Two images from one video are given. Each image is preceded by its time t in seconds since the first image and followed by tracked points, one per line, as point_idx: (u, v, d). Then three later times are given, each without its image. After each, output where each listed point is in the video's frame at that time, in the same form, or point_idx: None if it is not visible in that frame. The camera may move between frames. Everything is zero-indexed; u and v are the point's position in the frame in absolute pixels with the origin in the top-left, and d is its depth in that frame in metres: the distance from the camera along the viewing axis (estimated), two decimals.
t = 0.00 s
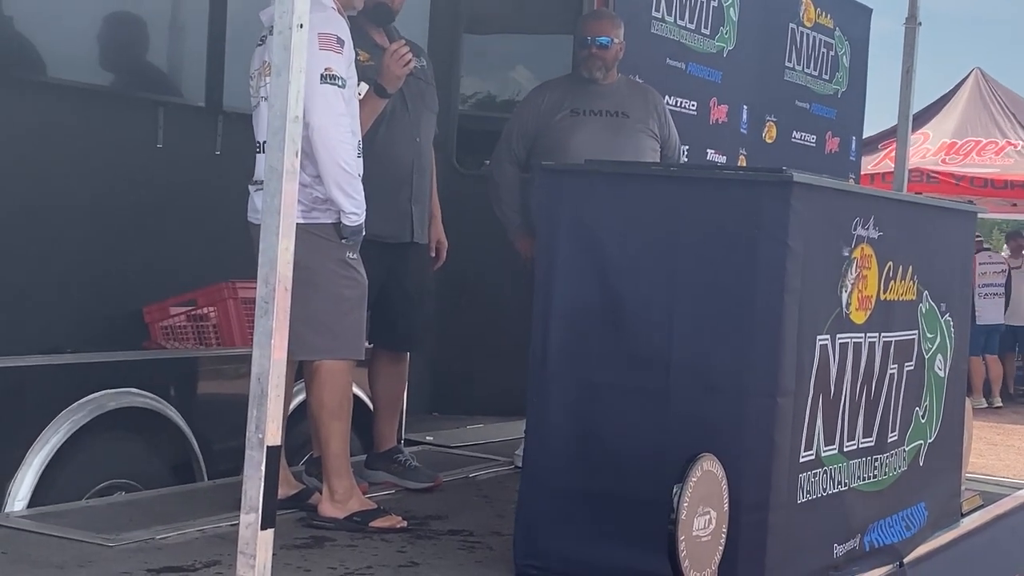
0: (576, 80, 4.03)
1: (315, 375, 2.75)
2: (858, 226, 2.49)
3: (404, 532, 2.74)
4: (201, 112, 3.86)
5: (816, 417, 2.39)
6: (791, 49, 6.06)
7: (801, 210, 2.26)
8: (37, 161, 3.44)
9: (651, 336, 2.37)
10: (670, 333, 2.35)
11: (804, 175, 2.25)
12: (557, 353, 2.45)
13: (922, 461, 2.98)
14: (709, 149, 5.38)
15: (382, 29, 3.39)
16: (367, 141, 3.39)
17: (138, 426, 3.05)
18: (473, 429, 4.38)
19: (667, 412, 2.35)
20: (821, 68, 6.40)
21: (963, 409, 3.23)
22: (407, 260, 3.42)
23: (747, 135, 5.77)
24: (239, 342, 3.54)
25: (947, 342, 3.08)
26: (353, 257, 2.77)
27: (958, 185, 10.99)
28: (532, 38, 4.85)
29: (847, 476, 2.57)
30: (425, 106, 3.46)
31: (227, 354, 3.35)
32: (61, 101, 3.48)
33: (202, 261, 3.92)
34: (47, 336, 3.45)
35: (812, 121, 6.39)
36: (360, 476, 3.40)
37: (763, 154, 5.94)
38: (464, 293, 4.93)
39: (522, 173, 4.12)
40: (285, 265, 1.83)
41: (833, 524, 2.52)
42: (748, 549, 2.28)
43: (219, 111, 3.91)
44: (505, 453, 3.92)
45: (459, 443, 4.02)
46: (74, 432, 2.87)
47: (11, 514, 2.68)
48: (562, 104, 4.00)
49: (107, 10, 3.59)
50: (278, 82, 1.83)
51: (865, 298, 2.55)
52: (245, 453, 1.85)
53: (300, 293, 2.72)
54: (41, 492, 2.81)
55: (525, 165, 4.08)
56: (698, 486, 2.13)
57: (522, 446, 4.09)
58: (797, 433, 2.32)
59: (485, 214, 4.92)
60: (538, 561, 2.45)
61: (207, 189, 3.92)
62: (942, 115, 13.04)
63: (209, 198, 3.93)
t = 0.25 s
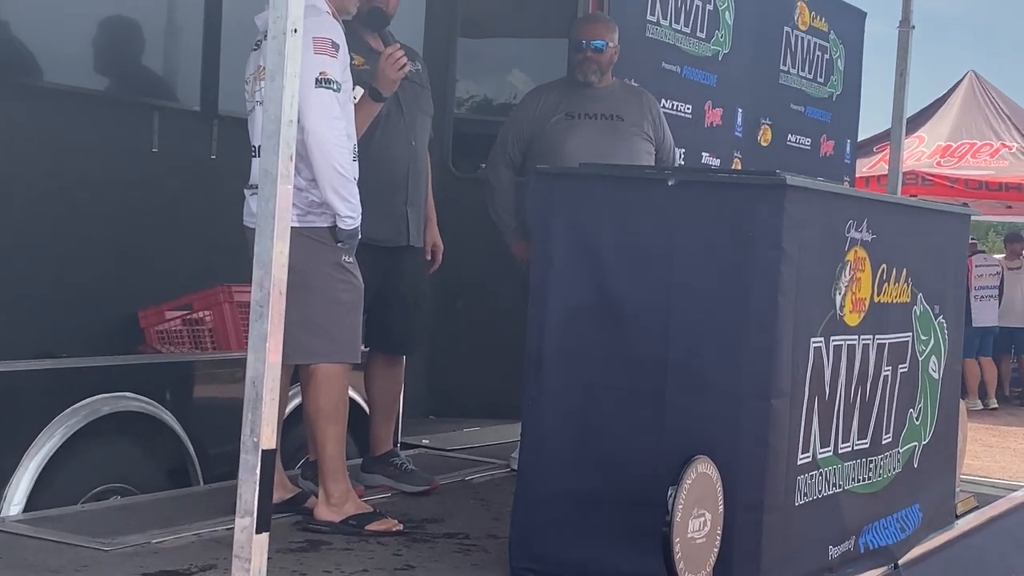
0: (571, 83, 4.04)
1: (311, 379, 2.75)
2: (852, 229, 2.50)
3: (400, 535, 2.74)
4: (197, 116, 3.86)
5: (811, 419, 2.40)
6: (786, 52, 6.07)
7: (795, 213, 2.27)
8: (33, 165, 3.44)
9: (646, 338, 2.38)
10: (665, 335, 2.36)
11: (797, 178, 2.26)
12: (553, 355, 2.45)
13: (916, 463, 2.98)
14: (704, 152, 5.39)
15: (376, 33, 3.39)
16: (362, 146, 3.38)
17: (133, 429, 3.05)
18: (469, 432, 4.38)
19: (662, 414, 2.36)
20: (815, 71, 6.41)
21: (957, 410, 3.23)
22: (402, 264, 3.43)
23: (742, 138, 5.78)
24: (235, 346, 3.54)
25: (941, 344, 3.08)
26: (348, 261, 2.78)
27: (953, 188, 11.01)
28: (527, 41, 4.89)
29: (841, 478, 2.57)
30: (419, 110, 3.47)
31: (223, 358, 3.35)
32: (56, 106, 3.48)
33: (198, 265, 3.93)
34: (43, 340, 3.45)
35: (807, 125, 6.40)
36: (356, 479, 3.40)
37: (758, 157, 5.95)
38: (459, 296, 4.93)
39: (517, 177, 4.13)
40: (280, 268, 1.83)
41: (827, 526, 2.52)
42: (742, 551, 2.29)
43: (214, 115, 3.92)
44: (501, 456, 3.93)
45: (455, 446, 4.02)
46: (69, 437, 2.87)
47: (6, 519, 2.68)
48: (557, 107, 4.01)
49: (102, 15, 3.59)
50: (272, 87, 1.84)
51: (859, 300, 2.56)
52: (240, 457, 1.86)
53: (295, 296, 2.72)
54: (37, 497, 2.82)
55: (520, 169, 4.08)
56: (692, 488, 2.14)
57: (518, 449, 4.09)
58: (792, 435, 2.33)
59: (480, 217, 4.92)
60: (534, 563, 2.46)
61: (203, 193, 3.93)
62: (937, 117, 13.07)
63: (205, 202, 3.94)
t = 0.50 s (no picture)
0: (566, 91, 4.05)
1: (306, 386, 2.74)
2: (846, 235, 2.50)
3: (396, 543, 2.74)
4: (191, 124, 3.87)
5: (807, 425, 2.40)
6: (781, 58, 6.09)
7: (790, 220, 2.27)
8: (27, 173, 3.44)
9: (642, 345, 2.38)
10: (660, 342, 2.36)
11: (791, 184, 2.26)
12: (548, 362, 2.45)
13: (912, 468, 2.99)
14: (699, 159, 5.40)
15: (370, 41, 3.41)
16: (357, 152, 3.39)
17: (129, 437, 3.05)
18: (465, 439, 4.38)
19: (658, 421, 2.36)
20: (810, 77, 6.42)
21: (952, 415, 3.24)
22: (397, 271, 3.43)
23: (736, 144, 5.79)
24: (230, 353, 3.55)
25: (936, 349, 3.09)
26: (343, 268, 2.78)
27: (947, 193, 11.04)
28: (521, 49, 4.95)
29: (837, 484, 2.57)
30: (414, 117, 3.47)
31: (219, 365, 3.35)
32: (51, 114, 3.48)
33: (193, 273, 3.93)
34: (38, 347, 3.45)
35: (801, 130, 6.42)
36: (351, 486, 3.40)
37: (753, 163, 5.97)
38: (455, 303, 4.94)
39: (512, 184, 4.14)
40: (275, 276, 1.83)
41: (823, 532, 2.53)
42: (738, 557, 2.29)
43: (209, 123, 3.92)
44: (497, 462, 3.93)
45: (450, 453, 4.02)
46: (64, 445, 2.87)
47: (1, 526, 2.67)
48: (551, 114, 4.02)
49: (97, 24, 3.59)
50: (267, 95, 1.84)
51: (854, 307, 2.57)
52: (236, 465, 1.85)
53: (290, 304, 2.72)
54: (32, 505, 2.81)
55: (515, 176, 4.09)
56: (688, 494, 2.14)
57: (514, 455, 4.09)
58: (788, 442, 2.33)
59: (476, 224, 4.93)
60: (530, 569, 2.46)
61: (198, 201, 3.93)
62: (931, 123, 13.10)
63: (200, 210, 3.94)
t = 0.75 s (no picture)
0: (561, 96, 4.05)
1: (302, 392, 2.75)
2: (842, 240, 2.51)
3: (392, 548, 2.74)
4: (187, 130, 3.86)
5: (803, 430, 2.40)
6: (776, 63, 6.10)
7: (786, 225, 2.27)
8: (23, 179, 3.44)
9: (638, 350, 2.38)
10: (656, 347, 2.36)
11: (787, 190, 2.25)
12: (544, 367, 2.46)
13: (908, 473, 2.99)
14: (694, 164, 5.40)
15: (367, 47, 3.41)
16: (353, 157, 3.39)
17: (125, 444, 3.05)
18: (462, 444, 4.37)
19: (655, 427, 2.36)
20: (805, 82, 6.44)
21: (948, 420, 3.25)
22: (393, 277, 3.43)
23: (731, 149, 5.80)
24: (227, 358, 3.55)
25: (932, 354, 3.09)
26: (339, 274, 2.78)
27: (942, 198, 11.06)
28: (519, 55, 4.89)
29: (834, 489, 2.58)
30: (410, 123, 3.47)
31: (215, 372, 3.35)
32: (46, 120, 3.48)
33: (190, 279, 3.93)
34: (34, 353, 3.44)
35: (797, 136, 6.43)
36: (348, 492, 3.39)
37: (748, 168, 5.98)
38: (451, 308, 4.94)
39: (508, 189, 4.14)
40: (271, 282, 1.83)
41: (820, 537, 2.53)
42: (735, 562, 2.29)
43: (205, 129, 3.91)
44: (493, 468, 3.92)
45: (446, 459, 4.02)
46: (60, 452, 2.86)
47: None
48: (547, 119, 4.02)
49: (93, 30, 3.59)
50: (263, 101, 1.84)
51: (851, 312, 2.57)
52: (233, 471, 1.85)
53: (286, 310, 2.71)
54: (28, 512, 2.80)
55: (511, 181, 4.09)
56: (685, 499, 2.14)
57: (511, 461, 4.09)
58: (785, 447, 2.33)
59: (472, 229, 4.93)
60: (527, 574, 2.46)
61: (194, 207, 3.93)
62: (926, 127, 13.13)
63: (196, 216, 3.94)
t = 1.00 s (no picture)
0: (557, 101, 4.05)
1: (299, 397, 2.75)
2: (837, 244, 2.51)
3: (389, 553, 2.74)
4: (184, 134, 3.87)
5: (799, 434, 2.41)
6: (771, 68, 6.11)
7: (781, 230, 2.27)
8: (18, 184, 3.44)
9: (635, 354, 2.38)
10: (653, 351, 2.36)
11: (783, 195, 2.26)
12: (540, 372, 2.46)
13: (903, 477, 3.00)
14: (689, 168, 5.41)
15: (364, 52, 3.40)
16: (349, 162, 3.39)
17: (121, 449, 3.05)
18: (458, 449, 4.37)
19: (651, 431, 2.36)
20: (800, 87, 6.45)
21: (943, 424, 3.25)
22: (389, 281, 3.43)
23: (726, 153, 5.81)
24: (222, 363, 3.54)
25: (927, 358, 3.10)
26: (336, 278, 2.79)
27: (938, 202, 11.09)
28: (512, 59, 4.96)
29: (829, 493, 2.58)
30: (406, 128, 3.48)
31: (211, 376, 3.35)
32: (43, 125, 3.48)
33: (186, 283, 3.93)
34: (30, 358, 3.44)
35: (792, 140, 6.44)
36: (344, 497, 3.39)
37: (743, 172, 5.99)
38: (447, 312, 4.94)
39: (504, 194, 4.14)
40: (268, 287, 1.83)
41: (815, 541, 2.53)
42: (731, 566, 2.29)
43: (201, 134, 3.92)
44: (489, 473, 3.92)
45: (442, 463, 4.02)
46: (56, 456, 2.86)
47: None
48: (543, 124, 4.03)
49: (89, 35, 3.59)
50: (259, 106, 1.85)
51: (845, 316, 2.58)
52: (229, 476, 1.85)
53: (282, 314, 2.72)
54: (23, 517, 2.79)
55: (507, 185, 4.10)
56: (681, 503, 2.14)
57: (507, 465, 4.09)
58: (781, 451, 2.33)
59: (468, 234, 4.93)
60: None
61: (190, 211, 3.93)
62: (921, 131, 13.16)
63: (192, 220, 3.94)
